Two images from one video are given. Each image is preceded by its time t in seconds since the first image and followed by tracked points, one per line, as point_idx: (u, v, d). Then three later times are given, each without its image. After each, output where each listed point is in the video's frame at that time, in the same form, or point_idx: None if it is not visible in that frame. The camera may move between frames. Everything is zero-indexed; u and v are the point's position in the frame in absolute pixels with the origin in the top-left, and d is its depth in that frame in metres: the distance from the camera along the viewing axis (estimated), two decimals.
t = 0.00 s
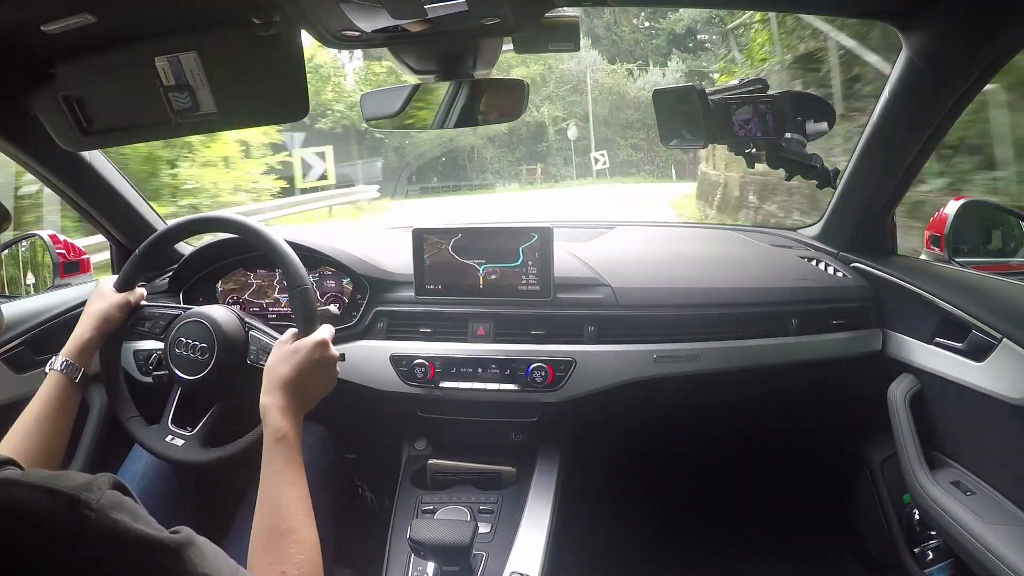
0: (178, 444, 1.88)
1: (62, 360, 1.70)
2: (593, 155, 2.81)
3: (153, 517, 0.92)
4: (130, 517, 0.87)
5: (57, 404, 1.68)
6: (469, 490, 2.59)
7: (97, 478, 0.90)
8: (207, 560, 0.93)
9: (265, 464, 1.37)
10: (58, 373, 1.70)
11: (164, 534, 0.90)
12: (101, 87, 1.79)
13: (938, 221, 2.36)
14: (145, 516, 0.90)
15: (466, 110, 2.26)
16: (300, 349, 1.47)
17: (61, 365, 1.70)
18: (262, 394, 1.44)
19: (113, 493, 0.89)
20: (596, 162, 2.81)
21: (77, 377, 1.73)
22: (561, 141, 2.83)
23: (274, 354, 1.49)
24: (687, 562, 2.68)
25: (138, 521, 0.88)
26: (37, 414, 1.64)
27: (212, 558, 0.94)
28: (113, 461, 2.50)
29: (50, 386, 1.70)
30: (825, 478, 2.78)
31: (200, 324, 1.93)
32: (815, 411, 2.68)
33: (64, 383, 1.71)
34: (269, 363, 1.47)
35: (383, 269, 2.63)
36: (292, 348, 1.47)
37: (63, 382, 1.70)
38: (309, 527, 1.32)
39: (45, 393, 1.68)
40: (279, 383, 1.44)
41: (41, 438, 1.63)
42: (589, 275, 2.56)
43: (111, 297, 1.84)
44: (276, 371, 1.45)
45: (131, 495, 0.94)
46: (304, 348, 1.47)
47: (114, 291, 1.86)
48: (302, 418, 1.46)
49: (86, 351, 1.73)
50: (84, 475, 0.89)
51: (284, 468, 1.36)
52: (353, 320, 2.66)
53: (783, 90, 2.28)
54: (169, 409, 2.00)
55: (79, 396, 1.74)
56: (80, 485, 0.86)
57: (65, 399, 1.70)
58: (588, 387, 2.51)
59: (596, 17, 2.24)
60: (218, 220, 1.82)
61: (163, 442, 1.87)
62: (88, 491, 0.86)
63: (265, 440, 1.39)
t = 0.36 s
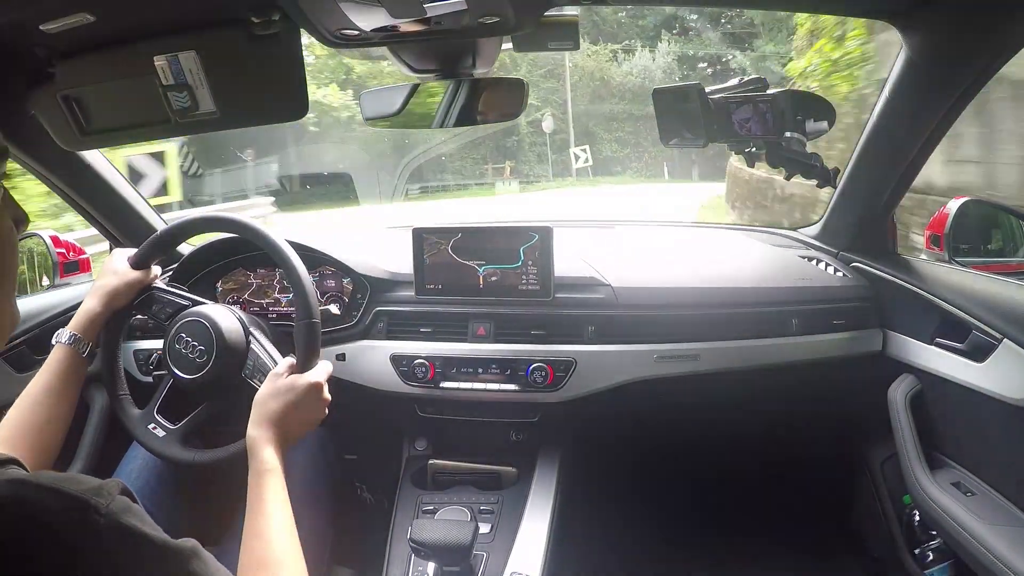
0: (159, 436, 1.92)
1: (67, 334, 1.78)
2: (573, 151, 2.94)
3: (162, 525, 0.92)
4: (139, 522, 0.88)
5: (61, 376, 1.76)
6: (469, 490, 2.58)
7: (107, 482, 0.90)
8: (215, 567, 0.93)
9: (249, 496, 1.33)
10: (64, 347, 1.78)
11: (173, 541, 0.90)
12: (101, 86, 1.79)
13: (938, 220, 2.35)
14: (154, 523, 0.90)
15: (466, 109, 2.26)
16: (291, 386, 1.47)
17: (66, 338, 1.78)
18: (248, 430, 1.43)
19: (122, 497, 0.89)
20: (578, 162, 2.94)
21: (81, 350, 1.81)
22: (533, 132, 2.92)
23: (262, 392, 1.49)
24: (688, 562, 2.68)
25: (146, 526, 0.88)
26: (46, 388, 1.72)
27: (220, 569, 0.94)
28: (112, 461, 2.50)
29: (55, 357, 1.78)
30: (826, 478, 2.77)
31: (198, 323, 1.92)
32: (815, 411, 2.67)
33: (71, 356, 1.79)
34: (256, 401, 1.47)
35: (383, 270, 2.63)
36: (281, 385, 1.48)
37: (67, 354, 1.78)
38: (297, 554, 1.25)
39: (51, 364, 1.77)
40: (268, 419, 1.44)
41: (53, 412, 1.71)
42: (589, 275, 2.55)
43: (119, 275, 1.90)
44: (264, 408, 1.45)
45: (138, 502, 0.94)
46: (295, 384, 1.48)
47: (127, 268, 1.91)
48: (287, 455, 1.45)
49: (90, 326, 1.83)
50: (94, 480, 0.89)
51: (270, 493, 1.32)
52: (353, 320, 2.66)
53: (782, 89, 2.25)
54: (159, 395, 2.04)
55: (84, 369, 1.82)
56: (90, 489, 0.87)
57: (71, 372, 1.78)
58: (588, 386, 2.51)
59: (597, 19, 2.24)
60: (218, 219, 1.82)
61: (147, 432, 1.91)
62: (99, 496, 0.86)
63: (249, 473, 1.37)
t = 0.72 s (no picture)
0: (143, 422, 1.94)
1: (76, 312, 1.78)
2: (533, 158, 2.97)
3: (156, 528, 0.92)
4: (133, 522, 0.88)
5: (69, 353, 1.77)
6: (469, 490, 2.58)
7: (104, 483, 0.91)
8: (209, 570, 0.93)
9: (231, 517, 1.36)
10: (73, 324, 1.78)
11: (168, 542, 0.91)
12: (101, 87, 1.80)
13: (938, 221, 2.36)
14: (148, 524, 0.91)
15: (466, 109, 2.26)
16: (279, 416, 1.54)
17: (76, 316, 1.79)
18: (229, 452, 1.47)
19: (117, 498, 0.90)
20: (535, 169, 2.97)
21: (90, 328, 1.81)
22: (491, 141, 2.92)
23: (245, 417, 1.54)
24: (688, 562, 2.68)
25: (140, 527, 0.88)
26: (52, 368, 1.73)
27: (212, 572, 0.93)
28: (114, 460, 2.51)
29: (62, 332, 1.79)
30: (827, 478, 2.77)
31: (198, 323, 1.93)
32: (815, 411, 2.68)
33: (79, 334, 1.80)
34: (239, 426, 1.52)
35: (383, 270, 2.63)
36: (269, 413, 1.54)
37: (76, 331, 1.79)
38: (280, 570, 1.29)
39: (59, 340, 1.77)
40: (252, 444, 1.49)
41: (59, 393, 1.72)
42: (589, 275, 2.55)
43: (135, 256, 1.88)
44: (248, 432, 1.50)
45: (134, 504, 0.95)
46: (283, 415, 1.55)
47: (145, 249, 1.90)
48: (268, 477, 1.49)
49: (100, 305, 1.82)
50: (92, 481, 0.90)
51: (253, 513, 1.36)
52: (353, 321, 2.66)
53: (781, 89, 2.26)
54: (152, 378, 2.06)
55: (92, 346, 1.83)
56: (87, 489, 0.88)
57: (79, 349, 1.78)
58: (588, 387, 2.51)
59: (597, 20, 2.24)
60: (216, 220, 1.83)
61: (132, 417, 1.93)
62: (93, 496, 0.87)
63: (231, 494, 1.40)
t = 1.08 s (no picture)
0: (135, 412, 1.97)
1: (86, 296, 1.81)
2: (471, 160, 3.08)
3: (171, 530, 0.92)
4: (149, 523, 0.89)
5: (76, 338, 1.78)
6: (469, 490, 2.58)
7: (121, 485, 0.92)
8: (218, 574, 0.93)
9: (216, 520, 1.39)
10: (81, 307, 1.81)
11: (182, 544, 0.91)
12: (101, 87, 1.79)
13: (938, 221, 2.36)
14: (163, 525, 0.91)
15: (466, 110, 2.25)
16: (269, 434, 1.62)
17: (85, 299, 1.81)
18: (217, 463, 1.51)
19: (134, 500, 0.91)
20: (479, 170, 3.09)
21: (98, 312, 1.83)
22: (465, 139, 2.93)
23: (232, 432, 1.59)
24: (688, 562, 2.68)
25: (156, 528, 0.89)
26: (59, 352, 1.74)
27: None
28: (113, 461, 2.51)
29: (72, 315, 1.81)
30: (826, 477, 2.77)
31: (198, 323, 1.94)
32: (815, 411, 2.68)
33: (87, 318, 1.82)
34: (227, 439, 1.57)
35: (383, 270, 2.64)
36: (258, 429, 1.61)
37: (83, 315, 1.81)
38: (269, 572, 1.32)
39: (69, 322, 1.80)
40: (238, 455, 1.54)
41: (64, 380, 1.73)
42: (589, 275, 2.55)
43: (150, 244, 1.91)
44: (237, 445, 1.56)
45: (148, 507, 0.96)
46: (272, 435, 1.63)
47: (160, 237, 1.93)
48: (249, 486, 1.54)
49: (110, 288, 1.84)
50: (110, 483, 0.91)
51: (241, 517, 1.39)
52: (353, 321, 2.66)
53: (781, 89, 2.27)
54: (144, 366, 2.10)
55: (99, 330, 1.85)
56: (107, 489, 0.89)
57: (85, 333, 1.80)
58: (588, 386, 2.51)
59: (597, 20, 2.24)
60: (219, 220, 1.83)
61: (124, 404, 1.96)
62: (112, 497, 0.88)
63: (219, 500, 1.43)
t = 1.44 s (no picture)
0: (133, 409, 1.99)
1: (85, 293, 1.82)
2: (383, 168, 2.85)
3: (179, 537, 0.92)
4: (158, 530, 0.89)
5: (78, 336, 1.80)
6: (469, 490, 2.58)
7: (130, 493, 0.92)
8: None
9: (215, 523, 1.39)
10: (82, 306, 1.82)
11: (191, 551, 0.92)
12: (102, 87, 1.79)
13: (938, 221, 2.36)
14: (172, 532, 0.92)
15: (466, 110, 2.25)
16: (268, 437, 1.61)
17: (86, 298, 1.82)
18: (216, 463, 1.51)
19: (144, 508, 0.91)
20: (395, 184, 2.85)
21: (99, 311, 1.85)
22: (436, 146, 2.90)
23: (232, 434, 1.59)
24: (688, 562, 2.68)
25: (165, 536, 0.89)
26: (61, 351, 1.75)
27: None
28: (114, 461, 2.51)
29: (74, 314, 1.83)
30: (826, 477, 2.77)
31: (197, 324, 1.94)
32: (815, 411, 2.68)
33: (88, 316, 1.83)
34: (228, 440, 1.56)
35: (383, 270, 2.64)
36: (257, 432, 1.61)
37: (84, 313, 1.82)
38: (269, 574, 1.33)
39: (70, 321, 1.81)
40: (237, 457, 1.54)
41: (67, 377, 1.75)
42: (589, 275, 2.56)
43: (154, 245, 1.93)
44: (236, 447, 1.55)
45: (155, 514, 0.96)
46: (272, 438, 1.62)
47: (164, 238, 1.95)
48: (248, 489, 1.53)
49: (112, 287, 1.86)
50: (119, 490, 0.91)
51: (240, 519, 1.39)
52: (353, 321, 2.66)
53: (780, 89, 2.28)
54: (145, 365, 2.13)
55: (100, 329, 1.86)
56: (116, 498, 0.89)
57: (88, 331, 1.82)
58: (588, 386, 2.51)
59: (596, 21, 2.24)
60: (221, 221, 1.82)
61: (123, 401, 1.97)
62: (122, 506, 0.88)
63: (220, 502, 1.43)
